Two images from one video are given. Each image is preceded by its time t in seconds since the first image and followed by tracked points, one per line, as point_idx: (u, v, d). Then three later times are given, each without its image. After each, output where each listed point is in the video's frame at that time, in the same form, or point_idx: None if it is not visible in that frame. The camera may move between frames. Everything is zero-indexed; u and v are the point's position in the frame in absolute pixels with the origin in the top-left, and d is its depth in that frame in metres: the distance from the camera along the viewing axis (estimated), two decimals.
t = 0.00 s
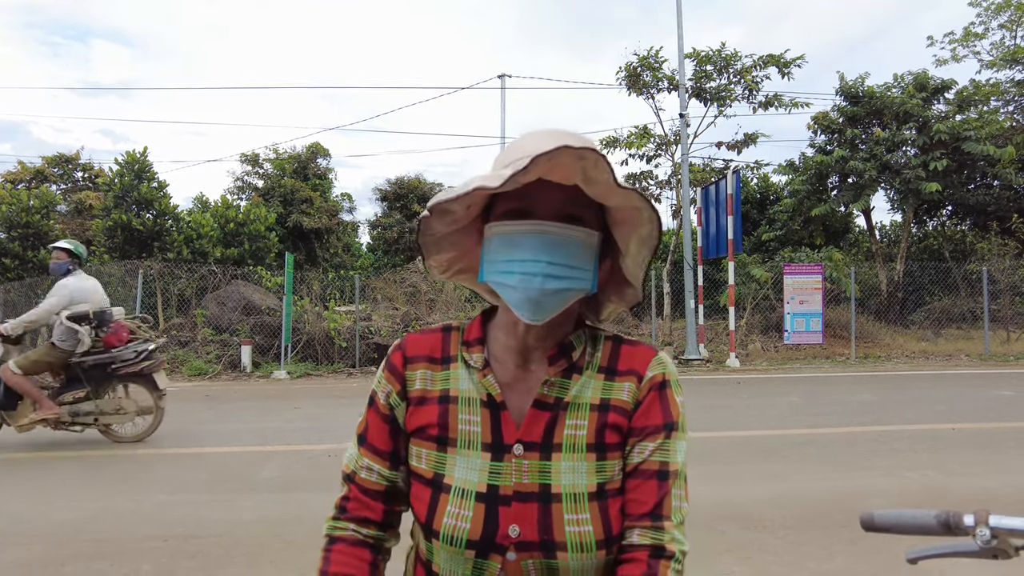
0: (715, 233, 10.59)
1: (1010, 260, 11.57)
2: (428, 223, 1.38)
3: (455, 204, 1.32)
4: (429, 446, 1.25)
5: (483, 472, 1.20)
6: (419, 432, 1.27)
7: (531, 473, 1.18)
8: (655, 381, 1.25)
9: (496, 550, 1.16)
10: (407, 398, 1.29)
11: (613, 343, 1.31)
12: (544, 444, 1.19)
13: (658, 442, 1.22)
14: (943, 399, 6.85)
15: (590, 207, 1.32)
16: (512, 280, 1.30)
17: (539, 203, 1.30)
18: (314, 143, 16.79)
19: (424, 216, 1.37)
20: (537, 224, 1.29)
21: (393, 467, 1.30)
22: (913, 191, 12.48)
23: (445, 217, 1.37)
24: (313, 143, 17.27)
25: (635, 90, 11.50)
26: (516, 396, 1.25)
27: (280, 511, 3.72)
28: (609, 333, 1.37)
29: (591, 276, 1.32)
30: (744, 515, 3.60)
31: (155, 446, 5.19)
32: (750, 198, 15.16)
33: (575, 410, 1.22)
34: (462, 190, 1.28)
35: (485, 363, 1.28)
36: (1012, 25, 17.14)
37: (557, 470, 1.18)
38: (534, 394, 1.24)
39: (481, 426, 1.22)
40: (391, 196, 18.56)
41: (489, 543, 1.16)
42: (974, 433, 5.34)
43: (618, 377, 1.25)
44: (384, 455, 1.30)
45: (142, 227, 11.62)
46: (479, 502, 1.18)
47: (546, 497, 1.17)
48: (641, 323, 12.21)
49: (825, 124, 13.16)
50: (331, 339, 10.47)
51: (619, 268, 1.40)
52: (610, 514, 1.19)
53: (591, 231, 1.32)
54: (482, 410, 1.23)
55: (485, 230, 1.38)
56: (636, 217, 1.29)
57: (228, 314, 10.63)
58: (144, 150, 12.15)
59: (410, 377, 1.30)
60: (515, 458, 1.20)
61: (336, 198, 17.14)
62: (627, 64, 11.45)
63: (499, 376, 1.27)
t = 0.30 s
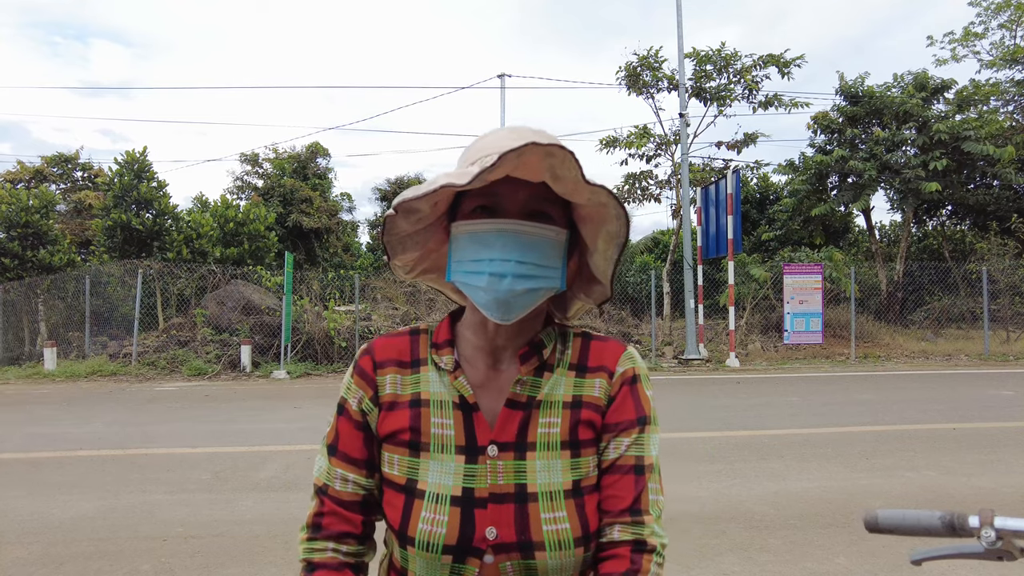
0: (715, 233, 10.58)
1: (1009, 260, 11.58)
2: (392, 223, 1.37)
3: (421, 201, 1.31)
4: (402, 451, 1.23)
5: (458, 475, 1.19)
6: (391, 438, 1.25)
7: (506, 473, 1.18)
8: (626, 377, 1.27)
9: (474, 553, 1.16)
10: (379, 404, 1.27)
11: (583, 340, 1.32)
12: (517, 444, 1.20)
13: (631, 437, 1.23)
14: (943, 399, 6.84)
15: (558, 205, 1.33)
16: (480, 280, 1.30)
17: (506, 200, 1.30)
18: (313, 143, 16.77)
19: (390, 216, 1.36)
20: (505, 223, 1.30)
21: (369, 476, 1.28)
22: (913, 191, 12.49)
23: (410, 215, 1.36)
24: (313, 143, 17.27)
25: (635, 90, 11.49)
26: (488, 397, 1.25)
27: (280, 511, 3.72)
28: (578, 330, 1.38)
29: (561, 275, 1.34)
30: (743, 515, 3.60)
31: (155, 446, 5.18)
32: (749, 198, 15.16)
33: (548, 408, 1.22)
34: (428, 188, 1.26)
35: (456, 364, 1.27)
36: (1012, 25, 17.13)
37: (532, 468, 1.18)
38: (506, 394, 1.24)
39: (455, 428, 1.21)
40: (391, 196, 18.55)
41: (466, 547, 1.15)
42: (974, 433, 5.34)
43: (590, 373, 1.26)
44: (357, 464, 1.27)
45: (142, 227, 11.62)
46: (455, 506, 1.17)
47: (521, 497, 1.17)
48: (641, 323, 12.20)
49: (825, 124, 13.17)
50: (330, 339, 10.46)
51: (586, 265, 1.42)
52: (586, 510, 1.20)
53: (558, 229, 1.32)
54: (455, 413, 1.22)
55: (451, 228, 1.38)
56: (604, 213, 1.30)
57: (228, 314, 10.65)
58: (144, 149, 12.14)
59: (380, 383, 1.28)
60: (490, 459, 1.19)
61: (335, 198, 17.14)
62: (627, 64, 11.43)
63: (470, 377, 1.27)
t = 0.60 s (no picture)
0: (715, 233, 10.58)
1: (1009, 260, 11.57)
2: (366, 225, 1.36)
3: (394, 203, 1.30)
4: (380, 455, 1.23)
5: (438, 478, 1.18)
6: (368, 441, 1.24)
7: (487, 474, 1.18)
8: (608, 374, 1.27)
9: (456, 556, 1.15)
10: (356, 407, 1.27)
11: (563, 338, 1.32)
12: (498, 444, 1.19)
13: (616, 435, 1.23)
14: (943, 399, 6.84)
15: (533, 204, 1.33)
16: (457, 280, 1.30)
17: (480, 201, 1.30)
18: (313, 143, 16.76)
19: (362, 218, 1.35)
20: (479, 223, 1.30)
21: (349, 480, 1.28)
22: (912, 191, 12.50)
23: (383, 218, 1.35)
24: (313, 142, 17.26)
25: (635, 90, 11.48)
26: (467, 398, 1.25)
27: (281, 511, 3.72)
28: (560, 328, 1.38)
29: (538, 272, 1.34)
30: (743, 515, 3.60)
31: (155, 446, 5.18)
32: (749, 197, 15.15)
33: (529, 407, 1.22)
34: (400, 189, 1.26)
35: (434, 366, 1.26)
36: (1012, 25, 17.14)
37: (514, 468, 1.18)
38: (485, 395, 1.24)
39: (433, 430, 1.21)
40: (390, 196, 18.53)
41: (447, 550, 1.15)
42: (974, 433, 5.34)
43: (570, 371, 1.25)
44: (336, 468, 1.27)
45: (141, 226, 11.61)
46: (435, 508, 1.17)
47: (503, 498, 1.17)
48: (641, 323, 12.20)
49: (825, 124, 13.17)
50: (330, 338, 10.48)
51: (563, 263, 1.42)
52: (570, 510, 1.19)
53: (534, 228, 1.32)
54: (433, 415, 1.22)
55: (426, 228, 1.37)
56: (579, 212, 1.30)
57: (227, 314, 10.65)
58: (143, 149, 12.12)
59: (357, 386, 1.27)
60: (470, 460, 1.19)
61: (335, 198, 17.14)
62: (626, 64, 11.43)
63: (448, 379, 1.26)
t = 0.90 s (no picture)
0: (715, 233, 10.58)
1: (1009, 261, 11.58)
2: (346, 229, 1.35)
3: (374, 207, 1.30)
4: (362, 465, 1.23)
5: (420, 488, 1.18)
6: (351, 452, 1.24)
7: (469, 484, 1.17)
8: (592, 380, 1.26)
9: (438, 566, 1.15)
10: (338, 416, 1.27)
11: (546, 343, 1.31)
12: (480, 453, 1.19)
13: (600, 441, 1.22)
14: (943, 399, 6.85)
15: (515, 208, 1.32)
16: (438, 284, 1.30)
17: (461, 204, 1.30)
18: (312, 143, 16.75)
19: (343, 222, 1.34)
20: (461, 227, 1.30)
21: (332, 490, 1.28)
22: (912, 191, 12.52)
23: (364, 222, 1.35)
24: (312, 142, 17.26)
25: (635, 90, 11.48)
26: (450, 406, 1.24)
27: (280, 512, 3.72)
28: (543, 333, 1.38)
29: (520, 277, 1.34)
30: (742, 516, 3.60)
31: (154, 446, 5.18)
32: (749, 197, 15.16)
33: (511, 416, 1.21)
34: (381, 192, 1.25)
35: (416, 375, 1.26)
36: (1011, 25, 17.16)
37: (496, 478, 1.18)
38: (467, 403, 1.23)
39: (415, 441, 1.20)
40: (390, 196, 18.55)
41: (429, 560, 1.15)
42: (973, 433, 5.35)
43: (553, 378, 1.25)
44: (320, 479, 1.27)
45: (141, 227, 11.60)
46: (417, 519, 1.16)
47: (485, 507, 1.16)
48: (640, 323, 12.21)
49: (824, 124, 13.18)
50: (330, 339, 10.53)
51: (545, 268, 1.42)
52: (553, 518, 1.19)
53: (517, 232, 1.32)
54: (415, 425, 1.21)
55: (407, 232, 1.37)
56: (560, 216, 1.30)
57: (227, 315, 10.65)
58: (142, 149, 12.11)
59: (339, 396, 1.28)
60: (452, 470, 1.18)
61: (335, 198, 17.15)
62: (625, 64, 11.43)
63: (431, 388, 1.25)
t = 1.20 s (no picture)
0: (714, 233, 10.57)
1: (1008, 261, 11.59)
2: (340, 228, 1.35)
3: (368, 205, 1.29)
4: (355, 465, 1.23)
5: (413, 488, 1.18)
6: (344, 452, 1.24)
7: (462, 484, 1.17)
8: (586, 380, 1.26)
9: (431, 566, 1.15)
10: (331, 416, 1.26)
11: (541, 343, 1.31)
12: (474, 453, 1.19)
13: (594, 442, 1.23)
14: (942, 399, 6.85)
15: (508, 206, 1.32)
16: (431, 283, 1.29)
17: (455, 202, 1.30)
18: (311, 143, 16.75)
19: (336, 220, 1.34)
20: (455, 225, 1.29)
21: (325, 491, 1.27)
22: (910, 191, 12.53)
23: (358, 220, 1.34)
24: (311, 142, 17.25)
25: (634, 90, 11.47)
26: (443, 406, 1.24)
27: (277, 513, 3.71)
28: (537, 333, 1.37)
29: (514, 276, 1.33)
30: (739, 516, 3.60)
31: (152, 446, 5.18)
32: (748, 197, 15.16)
33: (505, 416, 1.21)
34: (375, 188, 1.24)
35: (409, 375, 1.26)
36: (1010, 25, 17.18)
37: (490, 478, 1.18)
38: (461, 403, 1.23)
39: (408, 440, 1.20)
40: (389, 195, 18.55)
41: (422, 560, 1.14)
42: (972, 433, 5.35)
43: (547, 378, 1.25)
44: (312, 479, 1.27)
45: (139, 227, 11.60)
46: (410, 519, 1.16)
47: (479, 508, 1.16)
48: (639, 323, 12.21)
49: (823, 124, 13.19)
50: (328, 339, 10.49)
51: (539, 268, 1.41)
52: (547, 518, 1.19)
53: (511, 230, 1.31)
54: (408, 424, 1.21)
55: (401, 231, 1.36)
56: (553, 214, 1.29)
57: (225, 315, 10.64)
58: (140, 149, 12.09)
59: (332, 396, 1.27)
60: (445, 470, 1.18)
61: (334, 198, 17.16)
62: (624, 64, 11.43)
63: (424, 387, 1.25)
